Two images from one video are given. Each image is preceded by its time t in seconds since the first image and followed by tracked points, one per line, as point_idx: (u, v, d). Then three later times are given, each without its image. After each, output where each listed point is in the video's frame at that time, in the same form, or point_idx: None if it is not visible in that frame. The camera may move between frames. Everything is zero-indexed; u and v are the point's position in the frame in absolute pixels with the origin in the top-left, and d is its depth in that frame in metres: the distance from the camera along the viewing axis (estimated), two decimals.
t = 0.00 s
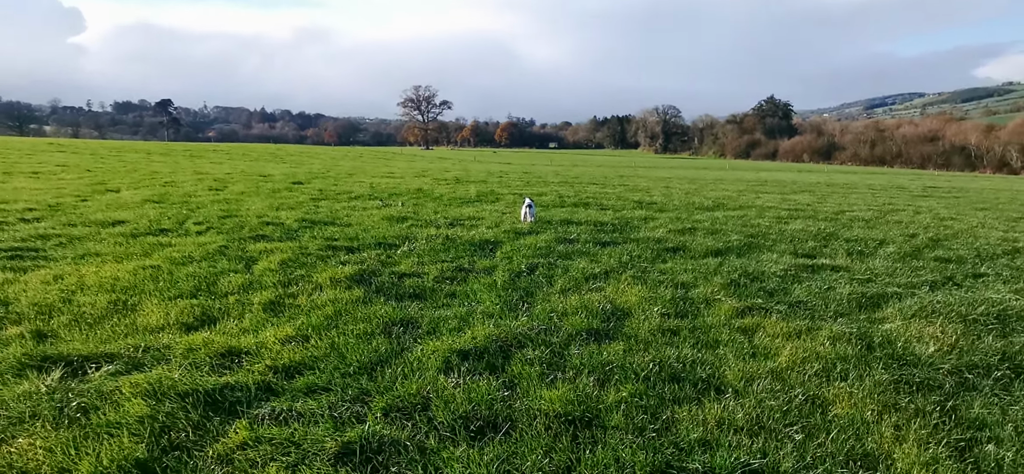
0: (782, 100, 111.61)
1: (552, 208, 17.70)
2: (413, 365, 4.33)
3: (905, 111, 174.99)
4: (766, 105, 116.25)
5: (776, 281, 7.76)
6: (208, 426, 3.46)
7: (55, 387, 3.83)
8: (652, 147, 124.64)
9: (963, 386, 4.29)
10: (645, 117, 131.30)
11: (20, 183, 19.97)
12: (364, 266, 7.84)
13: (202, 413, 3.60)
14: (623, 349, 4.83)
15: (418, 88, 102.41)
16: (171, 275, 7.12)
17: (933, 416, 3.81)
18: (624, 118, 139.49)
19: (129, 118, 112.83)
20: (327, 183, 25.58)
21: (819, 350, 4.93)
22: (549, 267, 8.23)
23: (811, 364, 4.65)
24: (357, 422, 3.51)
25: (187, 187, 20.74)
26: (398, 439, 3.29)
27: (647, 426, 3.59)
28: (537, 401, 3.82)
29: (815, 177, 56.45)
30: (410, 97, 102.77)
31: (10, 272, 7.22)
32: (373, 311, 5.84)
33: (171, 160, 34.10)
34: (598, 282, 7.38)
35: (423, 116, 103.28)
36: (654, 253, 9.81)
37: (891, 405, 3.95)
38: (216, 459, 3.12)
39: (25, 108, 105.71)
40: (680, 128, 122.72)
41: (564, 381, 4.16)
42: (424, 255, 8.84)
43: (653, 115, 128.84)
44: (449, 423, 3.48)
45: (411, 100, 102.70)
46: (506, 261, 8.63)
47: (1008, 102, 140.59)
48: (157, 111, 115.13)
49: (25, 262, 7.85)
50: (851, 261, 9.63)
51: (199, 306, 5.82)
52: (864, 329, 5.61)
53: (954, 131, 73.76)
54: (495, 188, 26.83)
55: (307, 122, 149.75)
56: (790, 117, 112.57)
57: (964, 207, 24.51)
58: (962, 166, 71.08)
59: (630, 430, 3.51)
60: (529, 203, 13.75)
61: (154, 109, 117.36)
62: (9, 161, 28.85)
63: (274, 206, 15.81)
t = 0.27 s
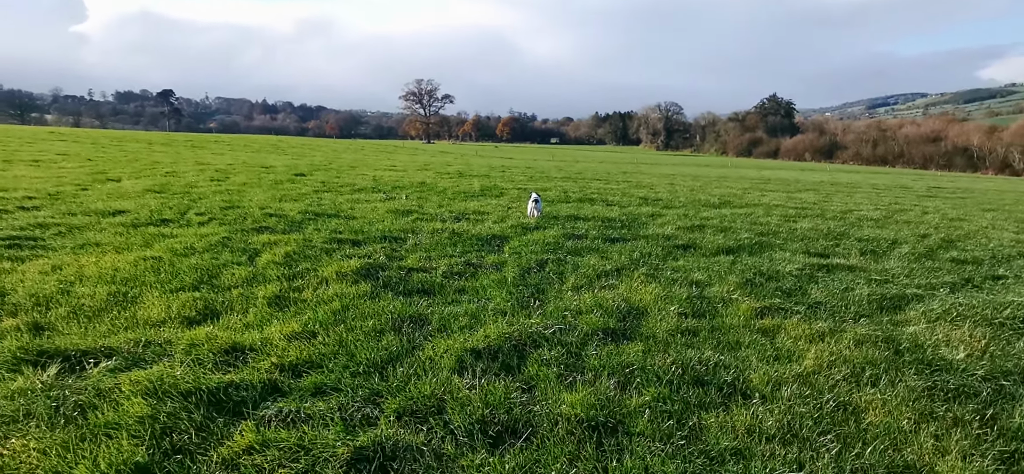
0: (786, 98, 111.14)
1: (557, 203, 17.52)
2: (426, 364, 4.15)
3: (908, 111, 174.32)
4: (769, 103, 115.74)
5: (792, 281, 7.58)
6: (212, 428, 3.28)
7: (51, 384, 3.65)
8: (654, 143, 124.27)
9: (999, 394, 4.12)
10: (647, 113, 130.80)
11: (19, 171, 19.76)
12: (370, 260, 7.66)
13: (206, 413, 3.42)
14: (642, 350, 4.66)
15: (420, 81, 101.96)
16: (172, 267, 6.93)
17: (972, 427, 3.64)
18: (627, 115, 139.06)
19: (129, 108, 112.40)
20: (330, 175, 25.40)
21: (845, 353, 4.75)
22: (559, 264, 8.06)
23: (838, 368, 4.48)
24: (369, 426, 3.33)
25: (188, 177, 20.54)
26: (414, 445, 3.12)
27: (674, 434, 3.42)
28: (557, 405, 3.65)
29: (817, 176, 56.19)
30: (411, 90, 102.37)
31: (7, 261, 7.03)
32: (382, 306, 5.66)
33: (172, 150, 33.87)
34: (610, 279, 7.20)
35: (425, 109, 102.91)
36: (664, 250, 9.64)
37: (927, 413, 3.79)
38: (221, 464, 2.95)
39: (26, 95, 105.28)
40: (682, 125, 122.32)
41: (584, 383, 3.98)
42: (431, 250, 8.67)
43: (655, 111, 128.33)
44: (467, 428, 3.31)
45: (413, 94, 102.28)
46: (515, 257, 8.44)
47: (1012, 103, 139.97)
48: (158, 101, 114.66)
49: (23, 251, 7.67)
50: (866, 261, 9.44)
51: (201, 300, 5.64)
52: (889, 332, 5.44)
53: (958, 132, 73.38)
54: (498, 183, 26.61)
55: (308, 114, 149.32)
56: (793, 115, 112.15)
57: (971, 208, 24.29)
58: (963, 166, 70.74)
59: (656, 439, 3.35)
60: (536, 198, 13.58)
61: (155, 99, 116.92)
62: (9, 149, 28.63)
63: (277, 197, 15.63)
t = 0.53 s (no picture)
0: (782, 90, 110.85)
1: (560, 203, 17.31)
2: (440, 382, 3.93)
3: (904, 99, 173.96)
4: (764, 95, 115.44)
5: (811, 277, 7.33)
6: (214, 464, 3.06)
7: (42, 419, 3.43)
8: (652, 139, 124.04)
9: None
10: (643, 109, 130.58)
11: (15, 187, 19.57)
12: (374, 271, 7.42)
13: (208, 447, 3.20)
14: (666, 359, 4.43)
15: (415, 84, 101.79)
16: (169, 284, 6.70)
17: None
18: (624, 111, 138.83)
19: (125, 119, 112.30)
20: (329, 181, 25.19)
21: (879, 355, 4.52)
22: (569, 267, 7.84)
23: (874, 372, 4.24)
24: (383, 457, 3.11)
25: (186, 188, 20.34)
26: None
27: (709, 454, 3.19)
28: (583, 425, 3.42)
29: (816, 166, 55.91)
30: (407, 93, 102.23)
31: None
32: (390, 320, 5.44)
33: (169, 161, 33.70)
34: (623, 282, 6.98)
35: (421, 112, 102.72)
36: (675, 249, 9.43)
37: (976, 420, 3.55)
38: None
39: (21, 110, 105.22)
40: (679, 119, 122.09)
41: (609, 399, 3.76)
42: (436, 257, 8.46)
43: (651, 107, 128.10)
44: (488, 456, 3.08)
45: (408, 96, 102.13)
46: (523, 262, 8.21)
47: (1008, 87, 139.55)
48: (154, 112, 114.54)
49: (16, 271, 7.46)
50: (882, 254, 9.20)
51: (201, 319, 5.41)
52: (921, 330, 5.19)
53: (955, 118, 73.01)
54: (499, 184, 26.37)
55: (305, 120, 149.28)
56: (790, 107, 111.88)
57: (977, 195, 24.02)
58: (961, 152, 70.43)
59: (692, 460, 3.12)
60: (540, 199, 13.38)
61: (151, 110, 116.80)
62: (5, 165, 28.48)
63: (276, 206, 15.43)
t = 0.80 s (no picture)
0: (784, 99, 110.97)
1: (565, 211, 17.16)
2: (453, 402, 3.74)
3: (905, 109, 174.13)
4: (765, 104, 115.56)
5: (828, 291, 7.15)
6: None
7: (33, 439, 3.25)
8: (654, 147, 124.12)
9: None
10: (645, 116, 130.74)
11: (15, 188, 19.46)
12: (381, 280, 7.24)
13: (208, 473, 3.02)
14: (688, 379, 4.24)
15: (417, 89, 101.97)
16: (169, 291, 6.53)
17: None
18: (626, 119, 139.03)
19: (128, 121, 112.52)
20: (331, 185, 25.07)
21: (910, 378, 4.32)
22: (579, 278, 7.67)
23: (907, 396, 4.05)
24: None
25: (188, 191, 20.21)
26: None
27: None
28: (605, 453, 3.24)
29: (818, 176, 55.78)
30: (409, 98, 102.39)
31: None
32: (398, 333, 5.25)
33: (170, 163, 33.62)
34: (635, 295, 6.80)
35: (423, 117, 102.89)
36: (685, 260, 9.27)
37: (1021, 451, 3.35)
38: None
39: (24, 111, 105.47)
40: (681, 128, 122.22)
41: (631, 422, 3.57)
42: (443, 266, 8.30)
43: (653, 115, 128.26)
44: None
45: (411, 101, 102.30)
46: (532, 272, 8.04)
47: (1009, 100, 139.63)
48: (157, 114, 114.78)
49: (13, 275, 7.29)
50: (896, 267, 9.02)
51: (202, 330, 5.24)
52: (950, 350, 4.99)
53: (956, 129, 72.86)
54: (502, 190, 26.23)
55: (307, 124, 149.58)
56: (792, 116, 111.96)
57: (983, 208, 23.82)
58: (962, 164, 70.27)
59: None
60: (546, 207, 13.24)
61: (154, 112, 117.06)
62: (7, 165, 28.40)
63: (279, 210, 15.28)
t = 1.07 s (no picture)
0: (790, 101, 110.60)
1: (570, 205, 16.97)
2: (464, 402, 3.55)
3: (911, 115, 173.25)
4: (771, 105, 114.92)
5: (847, 295, 6.95)
6: None
7: (18, 428, 3.05)
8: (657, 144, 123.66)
9: None
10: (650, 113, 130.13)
11: (15, 164, 19.22)
12: (386, 270, 7.05)
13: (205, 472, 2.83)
14: (710, 385, 4.04)
15: (422, 78, 101.37)
16: (168, 274, 6.33)
17: None
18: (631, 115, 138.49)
19: (130, 101, 111.93)
20: (334, 172, 24.84)
21: (943, 391, 4.12)
22: (589, 274, 7.49)
23: (941, 410, 3.85)
24: None
25: (189, 172, 19.99)
26: None
27: None
28: (626, 463, 3.05)
29: (822, 179, 55.49)
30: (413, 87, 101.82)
31: None
32: (405, 325, 5.05)
33: (172, 144, 33.34)
34: (648, 293, 6.61)
35: (427, 106, 102.40)
36: (695, 259, 9.11)
37: None
38: None
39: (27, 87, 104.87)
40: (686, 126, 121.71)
41: (652, 430, 3.38)
42: (450, 257, 8.13)
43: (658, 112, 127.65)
44: None
45: (415, 90, 101.89)
46: (541, 267, 7.85)
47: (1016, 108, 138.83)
48: (160, 94, 114.21)
49: (7, 252, 7.09)
50: (913, 272, 8.82)
51: (201, 317, 5.04)
52: (980, 362, 4.78)
53: (962, 136, 72.47)
54: (507, 182, 26.00)
55: (310, 110, 148.93)
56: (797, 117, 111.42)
57: (991, 216, 23.57)
58: (967, 172, 69.88)
59: None
60: (553, 200, 13.08)
61: (157, 92, 116.39)
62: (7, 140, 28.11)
63: (282, 195, 15.09)
